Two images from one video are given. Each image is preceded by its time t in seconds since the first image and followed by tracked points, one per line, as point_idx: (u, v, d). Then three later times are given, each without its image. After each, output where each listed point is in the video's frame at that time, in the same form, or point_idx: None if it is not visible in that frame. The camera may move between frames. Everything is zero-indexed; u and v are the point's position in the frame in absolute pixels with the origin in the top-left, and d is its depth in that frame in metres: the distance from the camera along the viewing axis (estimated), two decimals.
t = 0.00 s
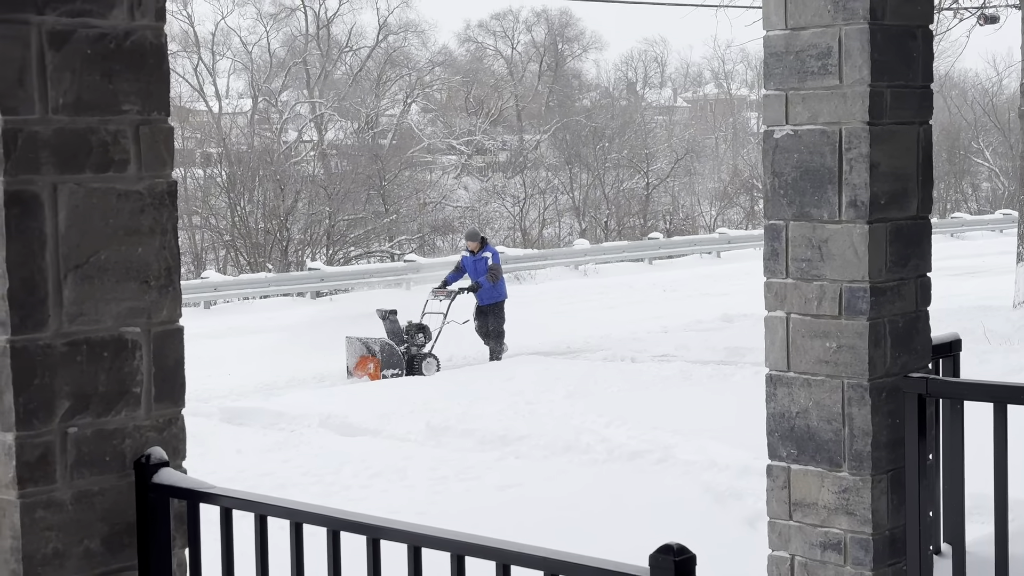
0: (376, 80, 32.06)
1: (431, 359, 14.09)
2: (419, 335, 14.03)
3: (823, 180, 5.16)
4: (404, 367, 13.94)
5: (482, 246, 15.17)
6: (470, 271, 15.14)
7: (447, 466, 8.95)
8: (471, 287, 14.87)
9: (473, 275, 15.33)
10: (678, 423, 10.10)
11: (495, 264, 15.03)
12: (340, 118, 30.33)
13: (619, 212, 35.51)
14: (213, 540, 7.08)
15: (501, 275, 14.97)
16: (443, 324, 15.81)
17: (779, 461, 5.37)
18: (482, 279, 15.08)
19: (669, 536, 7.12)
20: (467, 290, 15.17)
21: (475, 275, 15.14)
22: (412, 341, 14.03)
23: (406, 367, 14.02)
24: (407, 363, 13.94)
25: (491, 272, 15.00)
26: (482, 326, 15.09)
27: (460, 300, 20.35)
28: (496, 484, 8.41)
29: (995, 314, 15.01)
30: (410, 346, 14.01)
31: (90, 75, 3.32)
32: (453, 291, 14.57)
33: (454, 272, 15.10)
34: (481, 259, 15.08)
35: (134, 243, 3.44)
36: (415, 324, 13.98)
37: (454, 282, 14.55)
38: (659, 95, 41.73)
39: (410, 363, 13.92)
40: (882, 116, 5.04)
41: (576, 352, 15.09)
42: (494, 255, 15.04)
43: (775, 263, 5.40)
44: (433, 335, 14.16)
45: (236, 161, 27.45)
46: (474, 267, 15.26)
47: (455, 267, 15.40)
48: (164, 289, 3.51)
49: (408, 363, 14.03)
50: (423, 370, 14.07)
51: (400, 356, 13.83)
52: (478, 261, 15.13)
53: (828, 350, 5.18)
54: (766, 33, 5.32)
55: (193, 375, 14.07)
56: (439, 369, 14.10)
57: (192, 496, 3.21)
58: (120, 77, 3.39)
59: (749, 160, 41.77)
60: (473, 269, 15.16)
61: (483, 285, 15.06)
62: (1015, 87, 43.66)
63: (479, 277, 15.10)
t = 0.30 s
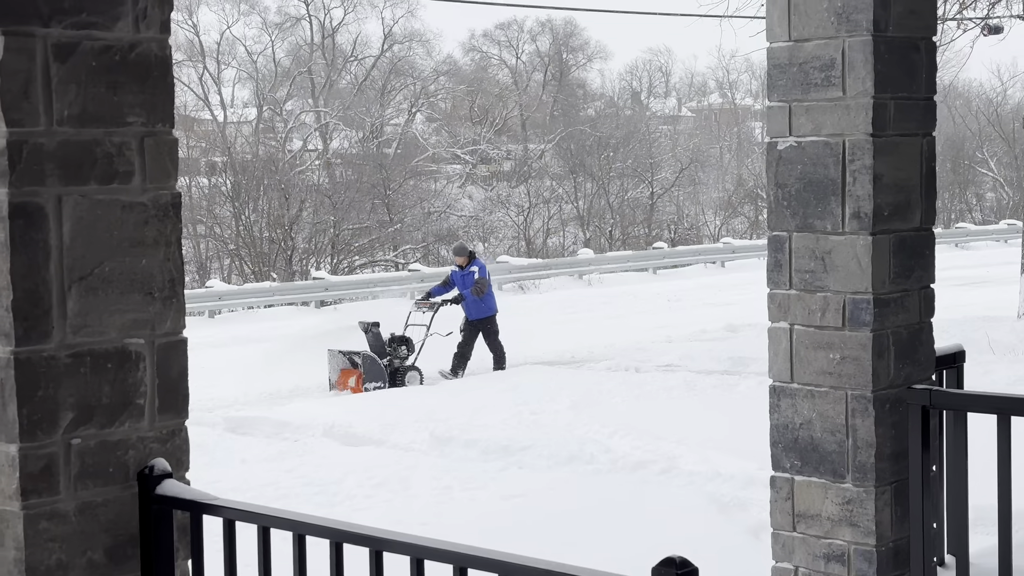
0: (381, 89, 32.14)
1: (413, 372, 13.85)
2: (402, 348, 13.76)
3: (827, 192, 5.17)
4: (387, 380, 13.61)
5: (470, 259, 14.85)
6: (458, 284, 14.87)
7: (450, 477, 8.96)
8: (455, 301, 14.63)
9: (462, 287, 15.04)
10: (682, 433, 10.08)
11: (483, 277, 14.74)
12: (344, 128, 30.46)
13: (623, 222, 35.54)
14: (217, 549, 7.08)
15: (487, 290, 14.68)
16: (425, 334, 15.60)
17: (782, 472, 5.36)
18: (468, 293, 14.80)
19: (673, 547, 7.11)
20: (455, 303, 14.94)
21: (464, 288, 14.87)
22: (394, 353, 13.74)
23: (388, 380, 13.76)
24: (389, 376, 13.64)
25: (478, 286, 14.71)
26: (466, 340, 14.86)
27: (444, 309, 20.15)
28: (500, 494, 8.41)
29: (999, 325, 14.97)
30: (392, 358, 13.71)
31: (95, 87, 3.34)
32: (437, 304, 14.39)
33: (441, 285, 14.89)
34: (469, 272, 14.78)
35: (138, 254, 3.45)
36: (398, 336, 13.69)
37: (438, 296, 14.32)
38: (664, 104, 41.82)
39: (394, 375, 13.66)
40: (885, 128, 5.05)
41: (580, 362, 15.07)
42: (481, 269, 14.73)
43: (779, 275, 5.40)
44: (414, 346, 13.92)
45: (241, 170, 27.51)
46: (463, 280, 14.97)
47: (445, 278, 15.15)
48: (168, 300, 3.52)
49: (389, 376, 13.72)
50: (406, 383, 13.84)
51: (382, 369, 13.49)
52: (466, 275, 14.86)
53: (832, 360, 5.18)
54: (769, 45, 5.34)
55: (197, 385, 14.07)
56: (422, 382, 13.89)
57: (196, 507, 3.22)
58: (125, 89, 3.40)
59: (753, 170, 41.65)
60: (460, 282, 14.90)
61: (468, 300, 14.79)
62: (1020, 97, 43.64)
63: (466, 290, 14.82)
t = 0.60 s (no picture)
0: (388, 98, 32.20)
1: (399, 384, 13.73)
2: (388, 359, 13.68)
3: (833, 202, 5.17)
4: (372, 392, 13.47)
5: (453, 268, 15.00)
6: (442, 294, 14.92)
7: (456, 485, 8.95)
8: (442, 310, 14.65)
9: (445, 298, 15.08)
10: (688, 443, 10.07)
11: (467, 286, 14.85)
12: (353, 135, 30.55)
13: (630, 230, 35.60)
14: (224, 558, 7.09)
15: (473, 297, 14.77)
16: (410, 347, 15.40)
17: (788, 483, 5.35)
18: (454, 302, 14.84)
19: (679, 557, 7.10)
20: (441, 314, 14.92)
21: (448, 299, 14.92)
22: (381, 365, 13.65)
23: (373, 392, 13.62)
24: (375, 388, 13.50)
25: (463, 295, 14.79)
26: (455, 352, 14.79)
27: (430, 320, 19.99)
28: (506, 504, 8.40)
29: (1006, 336, 14.94)
30: (377, 370, 13.60)
31: (102, 97, 3.35)
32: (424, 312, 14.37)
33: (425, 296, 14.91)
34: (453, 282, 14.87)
35: (144, 263, 3.46)
36: (385, 348, 13.62)
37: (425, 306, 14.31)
38: (671, 113, 41.89)
39: (380, 387, 13.53)
40: (891, 138, 5.05)
41: (586, 371, 15.06)
42: (466, 278, 14.86)
43: (785, 285, 5.39)
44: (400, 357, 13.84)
45: (248, 178, 27.56)
46: (446, 291, 15.03)
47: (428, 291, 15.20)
48: (174, 309, 3.53)
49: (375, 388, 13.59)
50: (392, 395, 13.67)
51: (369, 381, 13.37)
52: (450, 284, 14.94)
53: (837, 371, 5.17)
54: (776, 56, 5.34)
55: (203, 392, 14.07)
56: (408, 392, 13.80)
57: (201, 516, 3.24)
58: (132, 99, 3.42)
59: (760, 179, 41.59)
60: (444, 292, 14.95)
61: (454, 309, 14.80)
62: None
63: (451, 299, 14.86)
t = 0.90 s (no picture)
0: (397, 103, 32.24)
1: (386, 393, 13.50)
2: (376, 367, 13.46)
3: (842, 208, 5.16)
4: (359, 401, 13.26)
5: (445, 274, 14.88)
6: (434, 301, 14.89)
7: (464, 490, 8.95)
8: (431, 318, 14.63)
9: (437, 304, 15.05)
10: (696, 449, 10.05)
11: (458, 293, 14.77)
12: (361, 141, 30.61)
13: (638, 237, 35.66)
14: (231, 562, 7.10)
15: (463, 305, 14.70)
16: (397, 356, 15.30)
17: (796, 489, 5.33)
18: (444, 309, 14.81)
19: (687, 563, 7.09)
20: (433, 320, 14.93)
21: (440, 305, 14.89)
22: (368, 373, 13.44)
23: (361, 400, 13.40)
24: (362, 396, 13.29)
25: (454, 302, 14.73)
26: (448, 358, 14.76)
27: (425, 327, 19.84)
28: (514, 509, 8.40)
29: (1015, 344, 14.90)
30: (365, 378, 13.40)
31: (113, 101, 3.37)
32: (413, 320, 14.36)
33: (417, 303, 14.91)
34: (444, 288, 14.80)
35: (152, 267, 3.47)
36: (372, 355, 13.41)
37: (413, 314, 14.28)
38: (680, 119, 41.94)
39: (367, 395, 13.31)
40: (901, 144, 5.04)
41: (595, 376, 15.05)
42: (456, 284, 14.77)
43: (793, 291, 5.37)
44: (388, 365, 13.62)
45: (257, 184, 27.63)
46: (438, 297, 14.99)
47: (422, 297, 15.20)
48: (183, 313, 3.54)
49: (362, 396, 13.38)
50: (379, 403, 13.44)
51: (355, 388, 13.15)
52: (441, 290, 14.87)
53: (846, 378, 5.16)
54: (785, 61, 5.34)
55: (211, 397, 14.09)
56: (395, 402, 13.56)
57: (210, 520, 3.25)
58: (142, 103, 3.44)
59: (769, 185, 41.53)
60: (436, 299, 14.92)
61: (445, 317, 14.79)
62: None
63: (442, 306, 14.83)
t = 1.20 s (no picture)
0: (403, 103, 32.44)
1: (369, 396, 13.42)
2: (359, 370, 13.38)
3: (848, 209, 5.17)
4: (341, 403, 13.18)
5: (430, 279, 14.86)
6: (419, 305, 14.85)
7: (469, 490, 8.95)
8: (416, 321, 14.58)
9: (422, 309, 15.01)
10: (701, 449, 10.05)
11: (443, 298, 14.77)
12: (367, 141, 31.07)
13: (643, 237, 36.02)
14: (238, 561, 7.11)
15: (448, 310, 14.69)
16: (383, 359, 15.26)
17: (802, 489, 5.34)
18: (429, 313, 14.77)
19: (692, 562, 7.09)
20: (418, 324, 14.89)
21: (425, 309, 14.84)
22: (350, 376, 13.36)
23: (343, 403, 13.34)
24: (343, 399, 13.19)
25: (439, 307, 14.71)
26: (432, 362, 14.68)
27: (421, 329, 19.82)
28: (520, 509, 8.40)
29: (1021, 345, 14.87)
30: (347, 380, 13.33)
31: (121, 100, 3.39)
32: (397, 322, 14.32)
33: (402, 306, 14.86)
34: (429, 292, 14.77)
35: (160, 266, 3.49)
36: (354, 358, 13.34)
37: (399, 316, 14.25)
38: (685, 120, 41.92)
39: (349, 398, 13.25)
40: (908, 144, 5.05)
41: (600, 377, 15.04)
42: (442, 289, 14.76)
43: (799, 291, 5.37)
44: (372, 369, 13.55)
45: (263, 183, 27.60)
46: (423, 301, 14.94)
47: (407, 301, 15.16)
48: (190, 312, 3.56)
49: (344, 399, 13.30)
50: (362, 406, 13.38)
51: (336, 391, 13.04)
52: (427, 295, 14.82)
53: (852, 378, 5.16)
54: (792, 61, 5.34)
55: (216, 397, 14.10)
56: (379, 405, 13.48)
57: (218, 518, 3.26)
58: (150, 102, 3.45)
59: (775, 186, 41.49)
60: (421, 303, 14.88)
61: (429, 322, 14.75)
62: None
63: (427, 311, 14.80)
